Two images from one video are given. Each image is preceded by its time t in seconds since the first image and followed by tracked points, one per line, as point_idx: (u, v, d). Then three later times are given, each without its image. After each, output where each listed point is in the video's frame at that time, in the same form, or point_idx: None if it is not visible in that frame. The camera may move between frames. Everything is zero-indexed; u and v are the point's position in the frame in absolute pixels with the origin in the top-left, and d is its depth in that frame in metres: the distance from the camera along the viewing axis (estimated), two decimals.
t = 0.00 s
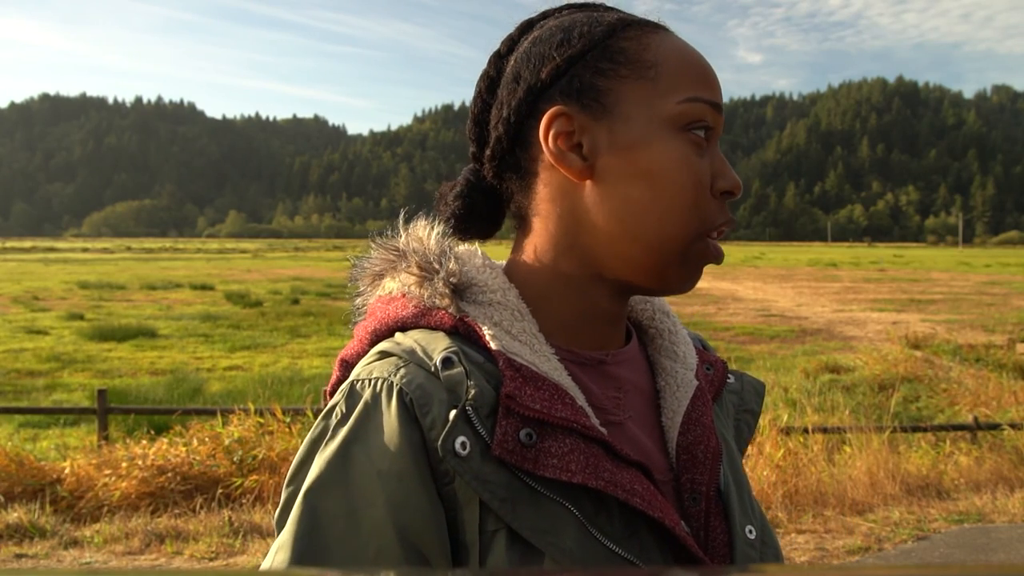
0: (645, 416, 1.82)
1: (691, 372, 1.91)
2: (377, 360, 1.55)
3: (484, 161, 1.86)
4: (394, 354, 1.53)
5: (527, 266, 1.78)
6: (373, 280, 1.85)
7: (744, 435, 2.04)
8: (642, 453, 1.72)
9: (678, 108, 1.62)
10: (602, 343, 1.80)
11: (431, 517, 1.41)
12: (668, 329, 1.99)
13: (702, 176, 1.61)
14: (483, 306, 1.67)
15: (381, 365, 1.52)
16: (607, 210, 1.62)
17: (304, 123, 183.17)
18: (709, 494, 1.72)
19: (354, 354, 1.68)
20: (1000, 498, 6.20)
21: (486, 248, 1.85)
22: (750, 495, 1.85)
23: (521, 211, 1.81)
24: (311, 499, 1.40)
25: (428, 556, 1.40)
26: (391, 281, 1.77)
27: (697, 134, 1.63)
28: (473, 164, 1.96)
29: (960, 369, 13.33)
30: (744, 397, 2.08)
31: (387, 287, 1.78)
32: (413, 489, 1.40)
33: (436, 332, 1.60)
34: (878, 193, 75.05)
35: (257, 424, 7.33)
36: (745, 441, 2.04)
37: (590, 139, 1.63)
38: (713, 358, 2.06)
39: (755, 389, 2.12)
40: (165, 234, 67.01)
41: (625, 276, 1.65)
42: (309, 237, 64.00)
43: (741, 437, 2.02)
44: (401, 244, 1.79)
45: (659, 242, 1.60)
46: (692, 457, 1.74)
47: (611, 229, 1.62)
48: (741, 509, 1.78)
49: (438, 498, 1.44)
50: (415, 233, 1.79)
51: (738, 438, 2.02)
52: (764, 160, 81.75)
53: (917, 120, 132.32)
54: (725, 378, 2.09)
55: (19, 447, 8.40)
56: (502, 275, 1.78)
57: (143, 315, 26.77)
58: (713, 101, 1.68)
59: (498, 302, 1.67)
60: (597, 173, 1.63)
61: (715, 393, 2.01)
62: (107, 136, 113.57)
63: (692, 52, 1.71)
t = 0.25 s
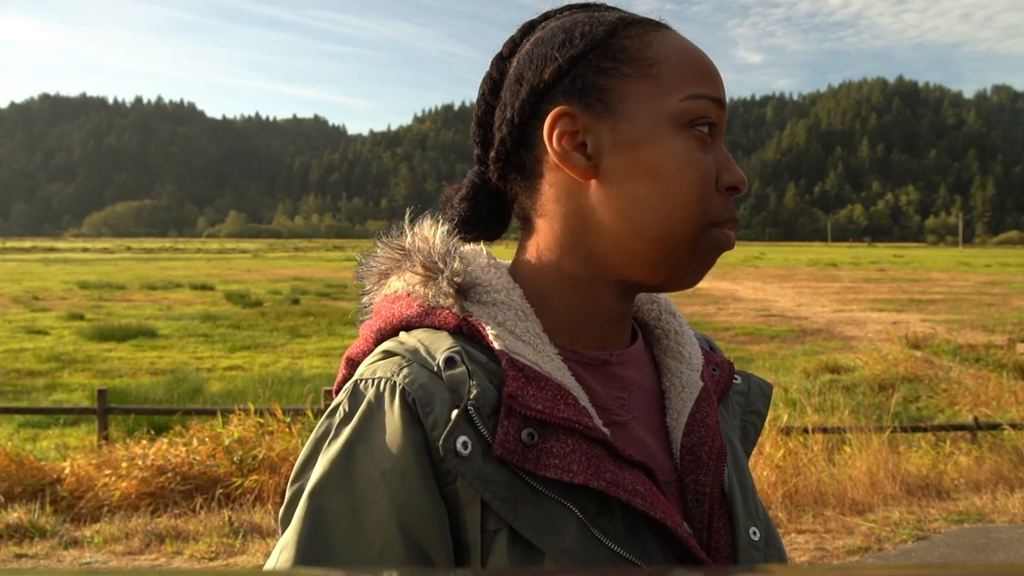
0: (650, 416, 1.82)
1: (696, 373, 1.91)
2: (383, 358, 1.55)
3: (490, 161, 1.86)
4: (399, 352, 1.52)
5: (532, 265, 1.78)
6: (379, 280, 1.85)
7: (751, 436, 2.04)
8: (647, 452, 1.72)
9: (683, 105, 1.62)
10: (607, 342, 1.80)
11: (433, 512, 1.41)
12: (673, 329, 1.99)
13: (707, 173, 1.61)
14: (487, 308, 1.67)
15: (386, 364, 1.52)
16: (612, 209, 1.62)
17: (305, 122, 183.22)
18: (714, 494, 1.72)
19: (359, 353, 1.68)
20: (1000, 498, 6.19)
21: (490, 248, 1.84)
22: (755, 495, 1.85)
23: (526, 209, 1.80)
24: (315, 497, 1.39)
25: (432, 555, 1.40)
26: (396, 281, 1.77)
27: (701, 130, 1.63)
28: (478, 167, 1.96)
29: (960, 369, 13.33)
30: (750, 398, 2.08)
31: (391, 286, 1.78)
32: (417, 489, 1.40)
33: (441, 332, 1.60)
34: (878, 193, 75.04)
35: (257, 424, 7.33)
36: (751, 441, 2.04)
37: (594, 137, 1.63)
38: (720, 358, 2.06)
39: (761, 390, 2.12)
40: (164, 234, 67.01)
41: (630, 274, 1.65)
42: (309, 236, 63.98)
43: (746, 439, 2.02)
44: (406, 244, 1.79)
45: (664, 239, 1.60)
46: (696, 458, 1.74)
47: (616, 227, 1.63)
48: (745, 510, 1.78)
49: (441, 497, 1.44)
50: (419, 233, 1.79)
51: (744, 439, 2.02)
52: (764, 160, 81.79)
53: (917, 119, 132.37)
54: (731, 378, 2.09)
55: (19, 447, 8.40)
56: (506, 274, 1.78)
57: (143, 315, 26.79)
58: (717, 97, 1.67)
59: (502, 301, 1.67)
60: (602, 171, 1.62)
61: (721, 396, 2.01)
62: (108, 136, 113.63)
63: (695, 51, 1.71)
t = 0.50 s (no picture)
0: (653, 414, 1.82)
1: (700, 373, 1.91)
2: (386, 358, 1.55)
3: (493, 160, 1.86)
4: (402, 352, 1.52)
5: (535, 265, 1.78)
6: (383, 280, 1.85)
7: (755, 435, 2.04)
8: (650, 452, 1.72)
9: (690, 107, 1.62)
10: (611, 342, 1.80)
11: (437, 510, 1.41)
12: (678, 328, 1.99)
13: (711, 174, 1.60)
14: (492, 306, 1.67)
15: (390, 363, 1.52)
16: (617, 210, 1.62)
17: (305, 123, 183.20)
18: (716, 494, 1.73)
19: (364, 352, 1.68)
20: (1000, 498, 6.20)
21: (494, 249, 1.84)
22: (757, 495, 1.85)
23: (530, 209, 1.80)
24: (319, 498, 1.39)
25: (436, 555, 1.39)
26: (400, 281, 1.78)
27: (708, 131, 1.63)
28: (482, 164, 1.96)
29: (960, 369, 13.33)
30: (754, 397, 2.07)
31: (395, 286, 1.78)
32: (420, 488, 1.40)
33: (446, 332, 1.59)
34: (878, 193, 75.05)
35: (257, 424, 7.33)
36: (756, 441, 2.03)
37: (602, 138, 1.62)
38: (723, 359, 2.06)
39: (766, 389, 2.12)
40: (164, 233, 67.02)
41: (635, 276, 1.65)
42: (309, 236, 63.96)
43: (750, 438, 2.02)
44: (411, 243, 1.79)
45: (669, 239, 1.60)
46: (699, 459, 1.75)
47: (621, 227, 1.62)
48: (748, 508, 1.78)
49: (445, 496, 1.44)
50: (423, 233, 1.79)
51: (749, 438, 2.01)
52: (764, 160, 81.78)
53: (917, 120, 132.45)
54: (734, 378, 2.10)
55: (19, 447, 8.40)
56: (510, 273, 1.78)
57: (143, 315, 26.79)
58: (722, 100, 1.67)
59: (506, 302, 1.67)
60: (608, 172, 1.62)
61: (725, 395, 2.01)
62: (108, 136, 113.59)
63: (701, 52, 1.71)
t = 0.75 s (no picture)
0: (650, 413, 1.82)
1: (699, 371, 1.91)
2: (385, 357, 1.55)
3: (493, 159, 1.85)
4: (401, 352, 1.52)
5: (534, 265, 1.77)
6: (382, 280, 1.86)
7: (754, 433, 2.04)
8: (649, 449, 1.72)
9: (690, 108, 1.62)
10: (610, 341, 1.80)
11: (437, 509, 1.41)
12: (678, 327, 1.98)
13: (709, 174, 1.61)
14: (492, 305, 1.67)
15: (390, 363, 1.52)
16: (617, 210, 1.62)
17: (305, 123, 183.09)
18: (715, 493, 1.73)
19: (363, 352, 1.68)
20: (1000, 498, 6.20)
21: (493, 249, 1.84)
22: (756, 493, 1.85)
23: (530, 207, 1.80)
24: (320, 498, 1.40)
25: (434, 554, 1.40)
26: (399, 280, 1.78)
27: (707, 134, 1.64)
28: (480, 162, 1.96)
29: (960, 369, 13.33)
30: (753, 396, 2.07)
31: (395, 286, 1.79)
32: (419, 487, 1.40)
33: (445, 332, 1.59)
34: (878, 194, 75.04)
35: (258, 424, 7.33)
36: (754, 440, 2.03)
37: (602, 139, 1.62)
38: (722, 356, 2.06)
39: (765, 388, 2.12)
40: (164, 233, 67.00)
41: (634, 275, 1.65)
42: (309, 236, 63.94)
43: (749, 437, 2.02)
44: (410, 243, 1.79)
45: (668, 237, 1.60)
46: (699, 458, 1.75)
47: (621, 225, 1.63)
48: (746, 507, 1.78)
49: (445, 494, 1.44)
50: (422, 232, 1.79)
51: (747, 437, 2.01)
52: (764, 160, 81.77)
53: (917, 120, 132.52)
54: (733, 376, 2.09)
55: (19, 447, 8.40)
56: (509, 273, 1.78)
57: (143, 315, 26.79)
58: (721, 101, 1.68)
59: (505, 301, 1.67)
60: (608, 173, 1.62)
61: (723, 394, 2.01)
62: (108, 136, 113.56)
63: (700, 52, 1.71)
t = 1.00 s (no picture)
0: (648, 413, 1.82)
1: (695, 372, 1.91)
2: (382, 357, 1.54)
3: (490, 159, 1.86)
4: (397, 352, 1.52)
5: (531, 264, 1.77)
6: (378, 278, 1.85)
7: (749, 432, 2.04)
8: (645, 449, 1.72)
9: (686, 111, 1.63)
10: (606, 342, 1.80)
11: (434, 511, 1.41)
12: (673, 328, 1.98)
13: (704, 175, 1.61)
14: (489, 304, 1.67)
15: (387, 364, 1.52)
16: (613, 210, 1.62)
17: (305, 123, 183.06)
18: (711, 491, 1.73)
19: (360, 352, 1.67)
20: (1000, 498, 6.19)
21: (490, 248, 1.83)
22: (753, 491, 1.85)
23: (526, 208, 1.80)
24: (318, 502, 1.39)
25: (429, 556, 1.39)
26: (396, 280, 1.78)
27: (702, 137, 1.64)
28: (476, 161, 1.96)
29: (960, 369, 13.33)
30: (748, 396, 2.07)
31: (392, 285, 1.79)
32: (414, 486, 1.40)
33: (441, 332, 1.59)
34: (878, 194, 75.01)
35: (257, 424, 7.34)
36: (749, 439, 2.04)
37: (599, 140, 1.63)
38: (717, 357, 2.06)
39: (760, 387, 2.12)
40: (164, 234, 67.02)
41: (630, 274, 1.65)
42: (309, 237, 63.95)
43: (745, 436, 2.02)
44: (406, 244, 1.78)
45: (664, 239, 1.60)
46: (694, 457, 1.75)
47: (617, 224, 1.62)
48: (742, 507, 1.78)
49: (440, 494, 1.43)
50: (419, 231, 1.78)
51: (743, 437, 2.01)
52: (764, 161, 81.76)
53: (918, 120, 132.51)
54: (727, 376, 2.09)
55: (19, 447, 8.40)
56: (506, 274, 1.77)
57: (143, 315, 26.79)
58: (717, 103, 1.68)
59: (502, 301, 1.67)
60: (605, 173, 1.62)
61: (720, 394, 2.01)
62: (108, 136, 113.58)
63: (696, 53, 1.71)
